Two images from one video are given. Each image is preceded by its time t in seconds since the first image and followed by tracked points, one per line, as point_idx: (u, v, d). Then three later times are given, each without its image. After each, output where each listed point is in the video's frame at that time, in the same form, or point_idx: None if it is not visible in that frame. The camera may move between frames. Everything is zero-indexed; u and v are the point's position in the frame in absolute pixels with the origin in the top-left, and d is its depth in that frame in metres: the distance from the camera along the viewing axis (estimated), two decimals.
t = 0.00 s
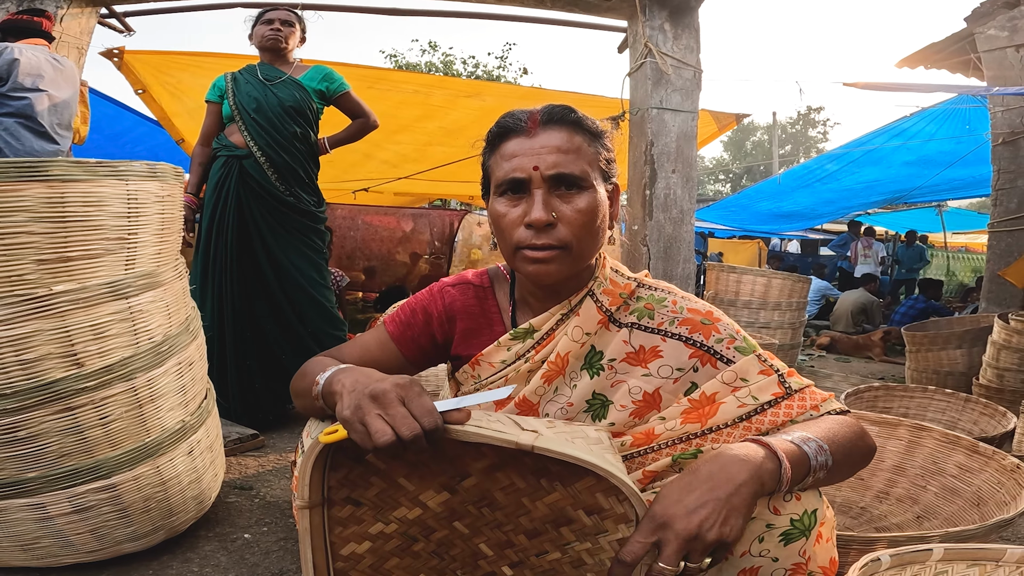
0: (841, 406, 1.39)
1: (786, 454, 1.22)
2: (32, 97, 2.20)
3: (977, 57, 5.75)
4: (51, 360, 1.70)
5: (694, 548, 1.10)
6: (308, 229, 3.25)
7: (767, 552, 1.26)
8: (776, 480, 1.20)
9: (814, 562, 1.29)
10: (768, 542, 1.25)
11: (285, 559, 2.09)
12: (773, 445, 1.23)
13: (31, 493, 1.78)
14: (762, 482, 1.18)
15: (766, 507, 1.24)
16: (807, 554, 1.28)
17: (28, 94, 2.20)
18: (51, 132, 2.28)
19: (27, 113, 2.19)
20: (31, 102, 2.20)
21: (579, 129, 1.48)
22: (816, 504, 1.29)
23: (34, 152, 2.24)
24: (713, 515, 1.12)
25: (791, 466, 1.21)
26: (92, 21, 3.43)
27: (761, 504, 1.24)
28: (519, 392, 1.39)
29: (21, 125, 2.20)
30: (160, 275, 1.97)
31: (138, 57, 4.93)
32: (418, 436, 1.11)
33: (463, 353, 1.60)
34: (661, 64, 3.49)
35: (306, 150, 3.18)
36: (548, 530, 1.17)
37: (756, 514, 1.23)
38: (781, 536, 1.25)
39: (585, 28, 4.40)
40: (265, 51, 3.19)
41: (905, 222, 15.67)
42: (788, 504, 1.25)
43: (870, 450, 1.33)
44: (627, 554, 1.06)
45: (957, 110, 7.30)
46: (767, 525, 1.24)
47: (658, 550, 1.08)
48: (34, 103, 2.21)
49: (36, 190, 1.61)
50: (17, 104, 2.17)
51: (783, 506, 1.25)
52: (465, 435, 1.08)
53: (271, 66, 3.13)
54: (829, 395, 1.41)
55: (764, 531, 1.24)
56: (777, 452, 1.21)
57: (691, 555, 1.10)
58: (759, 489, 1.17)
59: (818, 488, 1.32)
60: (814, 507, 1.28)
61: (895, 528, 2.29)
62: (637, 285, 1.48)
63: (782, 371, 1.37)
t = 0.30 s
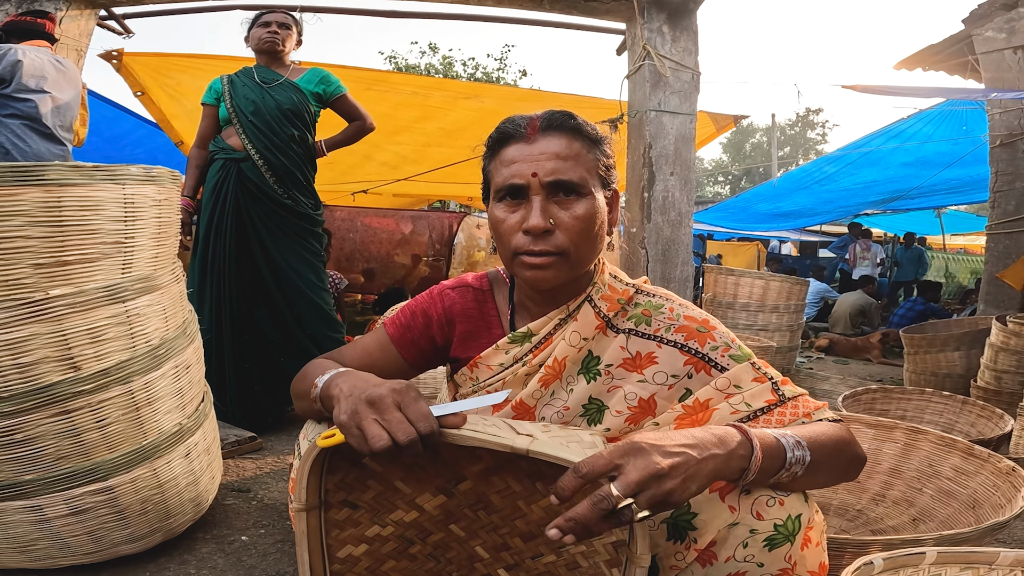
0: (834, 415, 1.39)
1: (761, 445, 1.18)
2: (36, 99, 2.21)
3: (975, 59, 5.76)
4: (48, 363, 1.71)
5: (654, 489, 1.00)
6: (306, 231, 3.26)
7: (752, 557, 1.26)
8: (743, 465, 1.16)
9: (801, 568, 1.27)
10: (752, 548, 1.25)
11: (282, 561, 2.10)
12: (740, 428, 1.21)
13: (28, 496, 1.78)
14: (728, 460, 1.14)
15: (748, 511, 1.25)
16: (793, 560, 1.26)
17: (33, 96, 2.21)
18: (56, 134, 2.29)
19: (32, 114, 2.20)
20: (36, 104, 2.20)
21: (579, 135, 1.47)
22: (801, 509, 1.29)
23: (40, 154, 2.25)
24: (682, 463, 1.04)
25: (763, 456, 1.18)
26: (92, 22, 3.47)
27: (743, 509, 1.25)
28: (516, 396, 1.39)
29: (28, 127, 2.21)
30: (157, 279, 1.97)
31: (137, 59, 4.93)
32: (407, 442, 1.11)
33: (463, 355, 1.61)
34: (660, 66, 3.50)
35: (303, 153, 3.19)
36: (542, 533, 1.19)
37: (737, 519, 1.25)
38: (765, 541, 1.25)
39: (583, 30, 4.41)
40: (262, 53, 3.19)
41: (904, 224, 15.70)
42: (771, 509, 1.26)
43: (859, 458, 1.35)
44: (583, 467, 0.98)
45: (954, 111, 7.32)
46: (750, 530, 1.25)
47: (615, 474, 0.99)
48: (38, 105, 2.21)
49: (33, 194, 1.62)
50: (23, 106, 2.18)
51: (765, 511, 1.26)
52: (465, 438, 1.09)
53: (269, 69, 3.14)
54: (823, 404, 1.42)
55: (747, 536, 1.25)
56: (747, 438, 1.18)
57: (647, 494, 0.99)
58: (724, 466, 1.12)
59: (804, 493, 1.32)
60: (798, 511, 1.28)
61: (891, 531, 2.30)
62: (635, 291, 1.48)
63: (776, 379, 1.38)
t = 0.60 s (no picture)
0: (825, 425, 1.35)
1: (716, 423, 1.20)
2: (42, 99, 2.22)
3: (973, 61, 5.77)
4: (43, 365, 1.70)
5: (587, 432, 1.07)
6: (304, 233, 3.26)
7: (732, 563, 1.22)
8: (693, 436, 1.18)
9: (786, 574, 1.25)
10: (731, 553, 1.22)
11: (278, 563, 2.09)
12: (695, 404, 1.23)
13: (23, 497, 1.78)
14: (675, 426, 1.16)
15: (724, 517, 1.23)
16: (775, 564, 1.24)
17: (40, 96, 2.22)
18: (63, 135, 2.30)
19: (39, 115, 2.21)
20: (43, 104, 2.21)
21: (578, 137, 1.47)
22: (781, 513, 1.25)
23: (48, 155, 2.26)
24: (624, 414, 1.11)
25: (717, 435, 1.19)
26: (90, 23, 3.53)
27: (719, 514, 1.23)
28: (512, 396, 1.39)
29: (34, 127, 2.22)
30: (152, 281, 1.97)
31: (135, 60, 4.93)
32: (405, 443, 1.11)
33: (462, 355, 1.60)
34: (658, 68, 3.50)
35: (301, 154, 3.19)
36: (540, 535, 1.18)
37: (713, 524, 1.23)
38: (744, 547, 1.22)
39: (581, 31, 4.41)
40: (263, 53, 3.19)
41: (902, 225, 15.72)
42: (748, 514, 1.23)
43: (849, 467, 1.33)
44: (531, 398, 1.10)
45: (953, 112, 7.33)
46: (728, 536, 1.22)
47: (558, 411, 1.09)
48: (46, 105, 2.23)
49: (29, 196, 1.61)
50: (30, 106, 2.19)
51: (742, 517, 1.23)
52: (468, 442, 1.08)
53: (265, 70, 3.13)
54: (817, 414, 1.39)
55: (726, 543, 1.22)
56: (702, 413, 1.20)
57: (578, 434, 1.06)
58: (670, 431, 1.14)
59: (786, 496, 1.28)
60: (778, 515, 1.24)
61: (889, 533, 2.29)
62: (634, 294, 1.47)
63: (769, 385, 1.37)
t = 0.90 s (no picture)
0: (830, 420, 1.34)
1: (694, 432, 1.19)
2: (58, 101, 2.30)
3: (972, 62, 5.78)
4: (41, 366, 1.70)
5: (563, 455, 1.06)
6: (303, 234, 3.25)
7: (729, 566, 1.22)
8: (670, 448, 1.17)
9: None
10: (728, 556, 1.22)
11: (276, 565, 2.09)
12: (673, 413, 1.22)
13: (20, 498, 1.77)
14: (650, 440, 1.14)
15: (721, 520, 1.23)
16: (773, 567, 1.24)
17: (55, 97, 2.29)
18: (76, 136, 2.39)
19: (54, 116, 2.29)
20: (57, 105, 2.29)
21: (575, 139, 1.47)
22: (778, 515, 1.24)
23: (61, 156, 2.34)
24: (597, 434, 1.09)
25: (695, 445, 1.19)
26: (90, 24, 3.54)
27: (715, 517, 1.23)
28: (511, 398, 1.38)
29: (48, 127, 2.30)
30: (151, 282, 1.96)
31: (135, 61, 4.93)
32: (408, 445, 1.11)
33: (460, 356, 1.60)
34: (657, 70, 3.50)
35: (300, 156, 3.19)
36: (541, 538, 1.18)
37: (710, 528, 1.22)
38: (741, 550, 1.22)
39: (580, 33, 4.42)
40: (264, 54, 3.20)
41: (901, 228, 15.75)
42: (744, 517, 1.23)
43: (852, 466, 1.30)
44: (508, 426, 1.07)
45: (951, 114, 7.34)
46: (725, 540, 1.22)
47: (532, 439, 1.08)
48: (60, 106, 2.30)
49: (27, 197, 1.61)
50: (45, 107, 2.27)
51: (738, 519, 1.22)
52: (467, 444, 1.10)
53: (264, 72, 3.13)
54: (821, 409, 1.37)
55: (723, 546, 1.22)
56: (679, 421, 1.19)
57: (555, 459, 1.06)
58: (645, 445, 1.13)
59: (784, 498, 1.27)
60: (774, 518, 1.24)
61: (889, 534, 2.29)
62: (632, 296, 1.47)
63: (767, 382, 1.36)
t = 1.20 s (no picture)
0: (831, 422, 1.33)
1: (687, 437, 1.18)
2: (68, 103, 2.30)
3: (971, 64, 5.79)
4: (39, 367, 1.69)
5: (554, 462, 1.05)
6: (302, 235, 3.25)
7: (726, 570, 1.22)
8: (663, 453, 1.16)
9: None
10: (725, 560, 1.21)
11: (275, 567, 2.08)
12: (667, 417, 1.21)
13: (17, 499, 1.76)
14: (643, 446, 1.13)
15: (717, 524, 1.22)
16: (771, 570, 1.23)
17: (65, 99, 2.30)
18: (83, 139, 2.39)
19: (63, 117, 2.30)
20: (68, 107, 2.30)
21: (572, 139, 1.46)
22: (775, 519, 1.24)
23: (67, 158, 2.34)
24: (590, 441, 1.08)
25: (688, 450, 1.18)
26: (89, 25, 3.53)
27: (712, 521, 1.22)
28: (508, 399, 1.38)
29: (56, 129, 2.30)
30: (150, 283, 1.96)
31: (135, 62, 4.92)
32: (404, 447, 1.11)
33: (458, 358, 1.59)
34: (657, 71, 3.50)
35: (299, 156, 3.18)
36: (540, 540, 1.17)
37: (705, 532, 1.22)
38: (738, 554, 1.21)
39: (580, 34, 4.42)
40: (262, 56, 3.19)
41: (900, 230, 15.77)
42: (741, 521, 1.22)
43: (851, 468, 1.29)
44: (498, 432, 1.05)
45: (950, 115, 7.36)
46: (721, 543, 1.21)
47: (525, 445, 1.06)
48: (71, 108, 2.31)
49: (25, 197, 1.60)
50: (54, 108, 2.27)
51: (735, 523, 1.22)
52: (465, 446, 1.08)
53: (262, 72, 3.12)
54: (821, 411, 1.36)
55: (719, 550, 1.21)
56: (672, 427, 1.18)
57: (547, 465, 1.05)
58: (638, 453, 1.11)
59: (781, 501, 1.26)
60: (771, 521, 1.23)
61: (889, 536, 2.29)
62: (631, 297, 1.47)
63: (767, 384, 1.35)
